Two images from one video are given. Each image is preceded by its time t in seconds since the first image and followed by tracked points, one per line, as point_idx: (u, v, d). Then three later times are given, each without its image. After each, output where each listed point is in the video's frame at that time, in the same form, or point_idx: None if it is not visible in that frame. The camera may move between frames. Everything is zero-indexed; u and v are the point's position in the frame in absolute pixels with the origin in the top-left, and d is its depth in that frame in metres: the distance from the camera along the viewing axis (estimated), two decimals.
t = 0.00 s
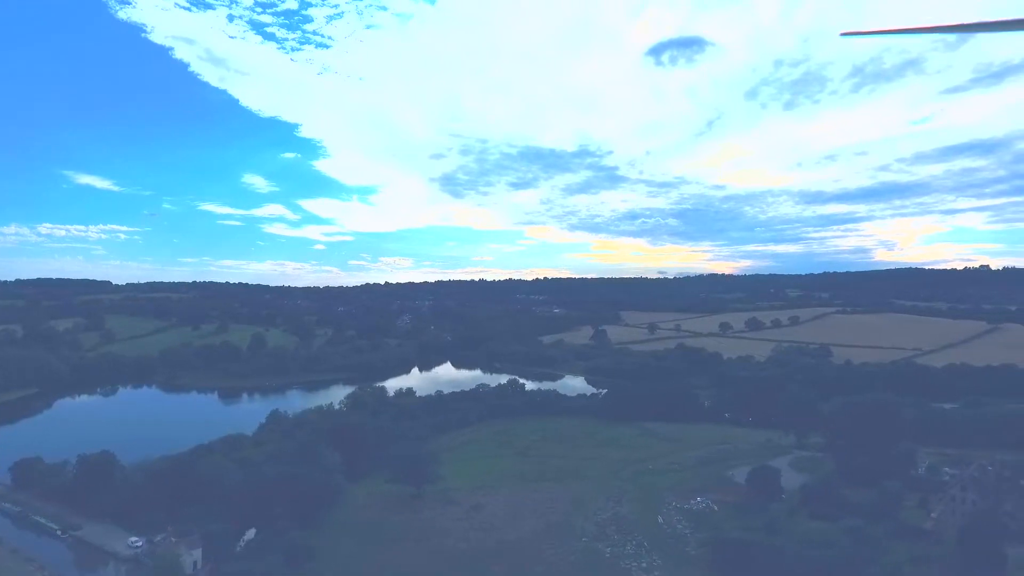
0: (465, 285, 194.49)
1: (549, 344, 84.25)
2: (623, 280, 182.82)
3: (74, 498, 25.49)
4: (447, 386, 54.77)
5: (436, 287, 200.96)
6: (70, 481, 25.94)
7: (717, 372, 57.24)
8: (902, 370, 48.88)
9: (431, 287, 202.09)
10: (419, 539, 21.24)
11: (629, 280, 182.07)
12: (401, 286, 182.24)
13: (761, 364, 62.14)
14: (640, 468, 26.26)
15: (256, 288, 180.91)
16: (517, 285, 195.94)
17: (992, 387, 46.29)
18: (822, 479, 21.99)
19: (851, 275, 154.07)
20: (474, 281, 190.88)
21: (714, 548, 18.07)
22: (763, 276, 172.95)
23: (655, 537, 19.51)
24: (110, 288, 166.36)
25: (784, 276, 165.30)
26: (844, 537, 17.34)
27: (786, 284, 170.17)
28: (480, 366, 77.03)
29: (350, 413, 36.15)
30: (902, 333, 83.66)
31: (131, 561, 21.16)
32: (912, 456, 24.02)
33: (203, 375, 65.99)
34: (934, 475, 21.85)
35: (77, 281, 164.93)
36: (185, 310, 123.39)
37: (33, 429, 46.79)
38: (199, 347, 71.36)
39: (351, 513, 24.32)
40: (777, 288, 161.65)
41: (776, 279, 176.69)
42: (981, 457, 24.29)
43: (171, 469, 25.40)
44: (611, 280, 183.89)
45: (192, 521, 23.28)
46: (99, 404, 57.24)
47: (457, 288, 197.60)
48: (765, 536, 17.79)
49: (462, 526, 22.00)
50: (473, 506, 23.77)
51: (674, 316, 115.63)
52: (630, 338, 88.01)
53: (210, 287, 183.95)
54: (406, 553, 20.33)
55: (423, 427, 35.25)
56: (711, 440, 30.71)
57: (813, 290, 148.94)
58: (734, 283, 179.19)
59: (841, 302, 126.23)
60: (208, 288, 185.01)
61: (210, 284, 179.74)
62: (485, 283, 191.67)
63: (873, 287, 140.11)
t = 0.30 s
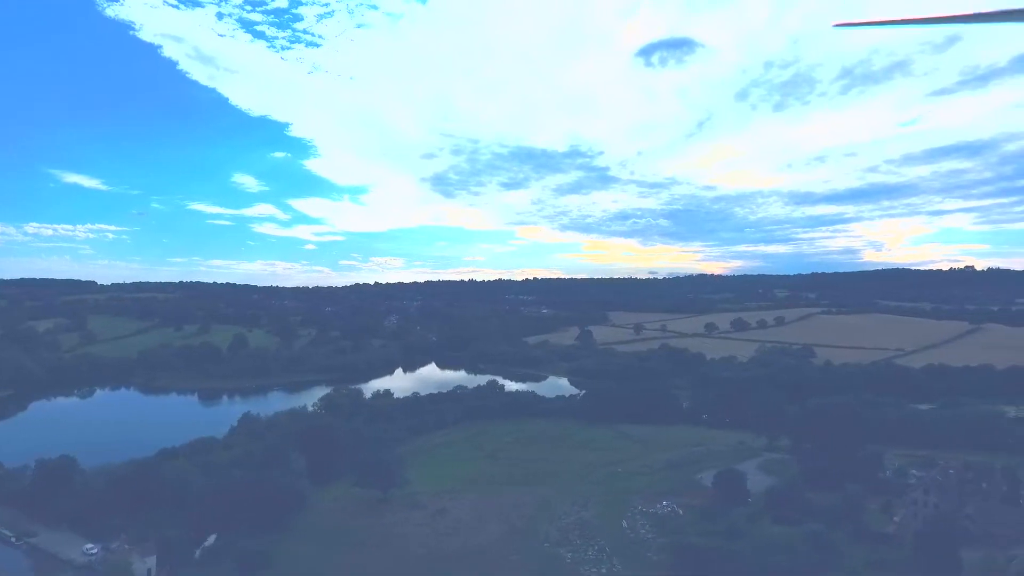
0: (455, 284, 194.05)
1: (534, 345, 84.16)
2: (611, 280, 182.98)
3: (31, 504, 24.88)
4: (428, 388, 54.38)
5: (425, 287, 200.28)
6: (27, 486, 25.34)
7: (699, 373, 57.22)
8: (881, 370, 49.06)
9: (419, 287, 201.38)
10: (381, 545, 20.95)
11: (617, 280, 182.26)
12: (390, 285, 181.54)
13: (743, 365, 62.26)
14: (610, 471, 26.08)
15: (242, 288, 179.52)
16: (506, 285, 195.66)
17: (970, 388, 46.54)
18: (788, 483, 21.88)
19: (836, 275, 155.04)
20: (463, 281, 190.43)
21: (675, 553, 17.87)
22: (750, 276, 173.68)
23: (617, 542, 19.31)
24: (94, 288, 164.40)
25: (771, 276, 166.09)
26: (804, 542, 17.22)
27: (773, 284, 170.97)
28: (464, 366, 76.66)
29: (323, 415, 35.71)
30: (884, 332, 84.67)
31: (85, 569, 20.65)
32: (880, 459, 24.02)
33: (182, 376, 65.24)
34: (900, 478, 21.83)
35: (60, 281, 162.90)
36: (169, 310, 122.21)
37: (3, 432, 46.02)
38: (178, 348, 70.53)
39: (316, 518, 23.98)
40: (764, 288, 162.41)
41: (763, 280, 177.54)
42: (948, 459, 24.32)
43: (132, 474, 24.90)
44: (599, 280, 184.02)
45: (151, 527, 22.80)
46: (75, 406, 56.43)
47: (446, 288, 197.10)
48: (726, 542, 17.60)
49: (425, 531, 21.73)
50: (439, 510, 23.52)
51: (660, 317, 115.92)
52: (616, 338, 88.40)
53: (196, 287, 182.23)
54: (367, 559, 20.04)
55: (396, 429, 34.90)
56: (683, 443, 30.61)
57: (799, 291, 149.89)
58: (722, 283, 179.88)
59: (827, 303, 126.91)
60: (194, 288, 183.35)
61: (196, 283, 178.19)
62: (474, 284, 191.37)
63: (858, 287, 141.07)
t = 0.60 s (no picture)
0: (443, 284, 193.50)
1: (519, 346, 83.90)
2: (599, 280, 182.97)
3: None
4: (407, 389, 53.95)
5: (413, 287, 199.52)
6: None
7: (680, 373, 57.13)
8: (860, 371, 49.16)
9: (407, 287, 200.67)
10: (339, 552, 20.59)
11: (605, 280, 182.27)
12: (378, 286, 180.73)
13: (725, 366, 62.28)
14: (577, 475, 25.81)
15: (228, 288, 178.06)
16: (494, 285, 195.18)
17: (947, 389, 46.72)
18: (752, 486, 21.72)
19: (823, 275, 155.79)
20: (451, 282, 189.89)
21: (632, 559, 17.59)
22: (738, 276, 174.21)
23: (576, 547, 19.03)
24: (77, 288, 162.42)
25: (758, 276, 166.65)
26: (762, 546, 17.03)
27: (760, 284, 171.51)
28: (447, 367, 76.28)
29: (293, 419, 35.19)
30: (867, 332, 85.36)
31: None
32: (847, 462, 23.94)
33: (159, 378, 64.45)
34: (864, 482, 21.72)
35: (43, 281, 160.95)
36: (151, 311, 121.03)
37: None
38: (156, 349, 69.74)
39: (276, 525, 23.52)
40: (751, 288, 162.93)
41: (750, 280, 178.09)
42: (915, 462, 24.27)
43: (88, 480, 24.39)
44: (588, 281, 183.92)
45: (106, 534, 22.33)
46: (48, 408, 55.63)
47: (434, 288, 196.53)
48: (683, 549, 17.36)
49: (386, 537, 21.37)
50: (402, 515, 23.16)
51: (646, 317, 116.08)
52: (601, 338, 88.58)
53: (181, 287, 180.62)
54: (322, 566, 19.65)
55: (367, 433, 34.49)
56: (654, 445, 30.41)
57: (786, 291, 150.47)
58: (710, 283, 180.16)
59: (813, 303, 127.45)
60: (179, 288, 181.75)
61: (181, 283, 176.65)
62: (463, 284, 191.00)
63: (844, 287, 141.86)
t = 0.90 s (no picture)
0: (432, 284, 192.68)
1: (504, 346, 83.48)
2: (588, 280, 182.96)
3: None
4: (386, 390, 53.44)
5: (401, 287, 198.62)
6: None
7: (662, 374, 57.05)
8: (840, 371, 49.17)
9: (396, 287, 199.84)
10: (299, 559, 20.20)
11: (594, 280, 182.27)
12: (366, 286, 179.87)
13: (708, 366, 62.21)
14: (546, 478, 25.50)
15: (214, 288, 176.49)
16: (483, 285, 194.70)
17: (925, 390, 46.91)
18: (718, 489, 21.55)
19: (810, 275, 156.48)
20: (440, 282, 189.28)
21: (591, 566, 17.32)
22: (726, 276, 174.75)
23: (538, 553, 18.74)
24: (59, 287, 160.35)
25: (746, 277, 167.24)
26: (721, 553, 16.83)
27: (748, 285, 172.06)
28: (430, 368, 75.84)
29: (263, 422, 34.64)
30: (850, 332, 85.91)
31: None
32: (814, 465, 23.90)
33: (136, 379, 63.58)
34: (831, 484, 21.58)
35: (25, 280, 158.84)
36: (134, 311, 119.66)
37: None
38: (134, 350, 68.82)
39: (238, 532, 23.03)
40: (739, 288, 163.44)
41: (738, 281, 178.72)
42: (883, 463, 24.18)
43: (46, 486, 23.86)
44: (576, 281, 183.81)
45: (63, 541, 21.85)
46: (22, 410, 54.74)
47: (423, 288, 195.76)
48: (642, 556, 17.12)
49: (347, 543, 20.99)
50: (366, 520, 22.79)
51: (633, 317, 116.22)
52: (587, 338, 88.74)
53: (167, 287, 178.81)
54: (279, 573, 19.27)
55: (339, 435, 34.05)
56: (627, 447, 30.16)
57: (773, 291, 151.06)
58: (698, 283, 180.48)
59: (799, 303, 127.95)
60: (165, 288, 179.99)
61: (166, 283, 174.93)
62: (451, 284, 190.29)
63: (831, 287, 142.63)
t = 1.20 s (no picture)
0: (419, 284, 191.90)
1: (487, 347, 83.15)
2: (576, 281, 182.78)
3: None
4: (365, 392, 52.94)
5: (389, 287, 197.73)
6: None
7: (643, 374, 56.93)
8: (819, 372, 49.16)
9: (384, 287, 199.05)
10: (255, 568, 19.78)
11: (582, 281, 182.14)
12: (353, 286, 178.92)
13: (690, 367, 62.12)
14: (514, 481, 25.16)
15: (199, 288, 174.89)
16: (471, 285, 194.19)
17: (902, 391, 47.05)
18: (683, 493, 21.35)
19: (796, 275, 157.23)
20: (427, 282, 188.63)
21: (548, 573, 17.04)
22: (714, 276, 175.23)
23: (497, 560, 18.44)
24: (41, 288, 158.27)
25: (732, 277, 167.78)
26: (679, 559, 16.60)
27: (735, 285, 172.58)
28: (412, 368, 75.30)
29: (232, 425, 34.07)
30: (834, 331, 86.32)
31: None
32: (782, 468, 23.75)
33: (112, 380, 62.67)
34: (797, 487, 21.34)
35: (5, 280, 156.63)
36: (116, 312, 118.21)
37: None
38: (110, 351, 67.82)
39: (197, 540, 22.51)
40: (726, 289, 163.87)
41: (726, 282, 179.22)
42: (852, 466, 24.04)
43: None
44: (564, 282, 183.65)
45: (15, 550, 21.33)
46: None
47: (411, 288, 194.97)
48: (599, 564, 16.85)
49: (306, 551, 20.54)
50: (327, 525, 22.42)
51: (619, 317, 116.30)
52: (572, 338, 88.69)
53: (152, 287, 177.12)
54: None
55: (309, 439, 33.52)
56: (598, 449, 29.86)
57: (759, 291, 151.69)
58: (686, 283, 180.78)
59: (785, 303, 128.43)
60: (149, 288, 178.27)
61: (151, 284, 173.16)
62: (439, 283, 189.66)
63: (816, 287, 143.40)
